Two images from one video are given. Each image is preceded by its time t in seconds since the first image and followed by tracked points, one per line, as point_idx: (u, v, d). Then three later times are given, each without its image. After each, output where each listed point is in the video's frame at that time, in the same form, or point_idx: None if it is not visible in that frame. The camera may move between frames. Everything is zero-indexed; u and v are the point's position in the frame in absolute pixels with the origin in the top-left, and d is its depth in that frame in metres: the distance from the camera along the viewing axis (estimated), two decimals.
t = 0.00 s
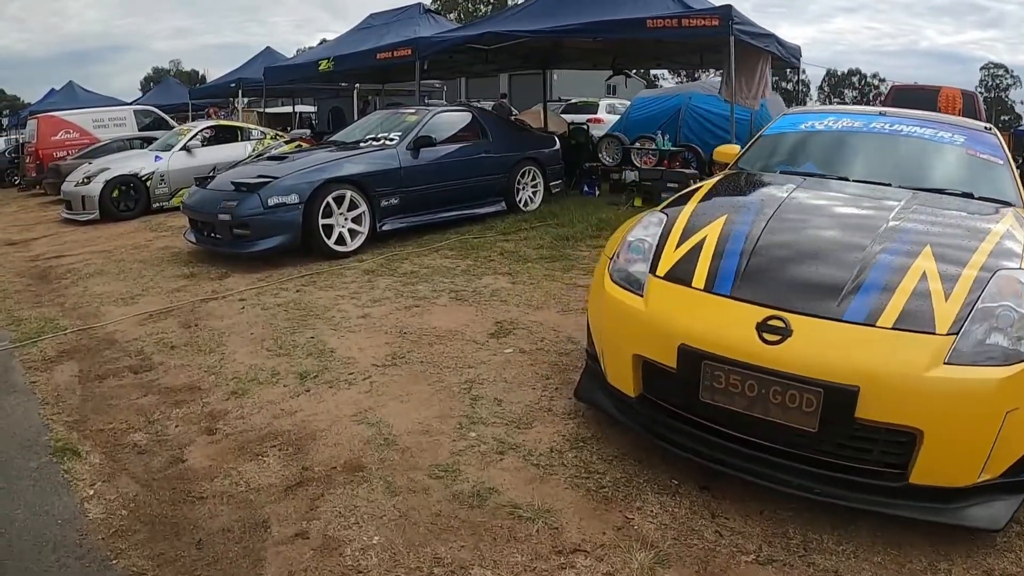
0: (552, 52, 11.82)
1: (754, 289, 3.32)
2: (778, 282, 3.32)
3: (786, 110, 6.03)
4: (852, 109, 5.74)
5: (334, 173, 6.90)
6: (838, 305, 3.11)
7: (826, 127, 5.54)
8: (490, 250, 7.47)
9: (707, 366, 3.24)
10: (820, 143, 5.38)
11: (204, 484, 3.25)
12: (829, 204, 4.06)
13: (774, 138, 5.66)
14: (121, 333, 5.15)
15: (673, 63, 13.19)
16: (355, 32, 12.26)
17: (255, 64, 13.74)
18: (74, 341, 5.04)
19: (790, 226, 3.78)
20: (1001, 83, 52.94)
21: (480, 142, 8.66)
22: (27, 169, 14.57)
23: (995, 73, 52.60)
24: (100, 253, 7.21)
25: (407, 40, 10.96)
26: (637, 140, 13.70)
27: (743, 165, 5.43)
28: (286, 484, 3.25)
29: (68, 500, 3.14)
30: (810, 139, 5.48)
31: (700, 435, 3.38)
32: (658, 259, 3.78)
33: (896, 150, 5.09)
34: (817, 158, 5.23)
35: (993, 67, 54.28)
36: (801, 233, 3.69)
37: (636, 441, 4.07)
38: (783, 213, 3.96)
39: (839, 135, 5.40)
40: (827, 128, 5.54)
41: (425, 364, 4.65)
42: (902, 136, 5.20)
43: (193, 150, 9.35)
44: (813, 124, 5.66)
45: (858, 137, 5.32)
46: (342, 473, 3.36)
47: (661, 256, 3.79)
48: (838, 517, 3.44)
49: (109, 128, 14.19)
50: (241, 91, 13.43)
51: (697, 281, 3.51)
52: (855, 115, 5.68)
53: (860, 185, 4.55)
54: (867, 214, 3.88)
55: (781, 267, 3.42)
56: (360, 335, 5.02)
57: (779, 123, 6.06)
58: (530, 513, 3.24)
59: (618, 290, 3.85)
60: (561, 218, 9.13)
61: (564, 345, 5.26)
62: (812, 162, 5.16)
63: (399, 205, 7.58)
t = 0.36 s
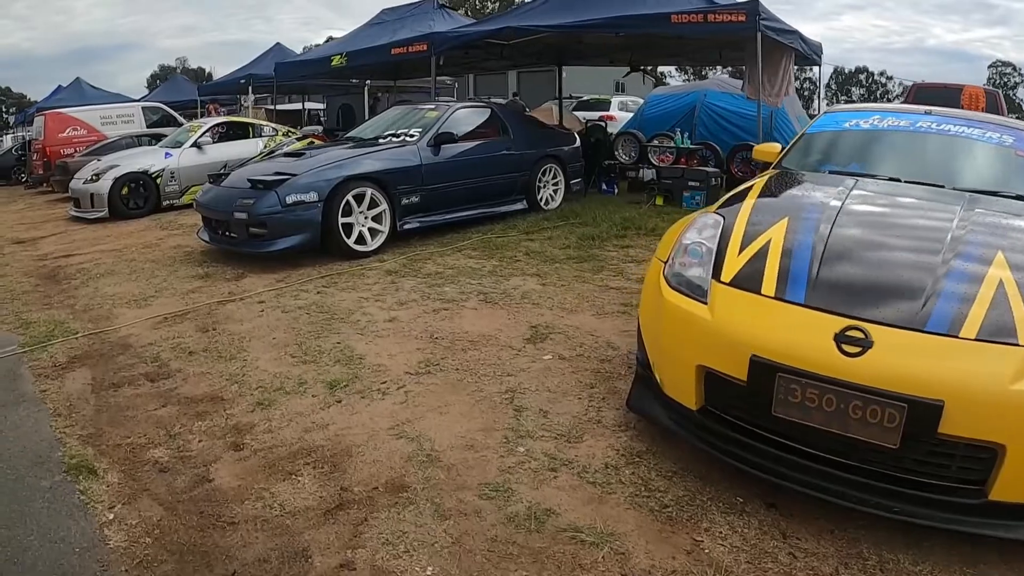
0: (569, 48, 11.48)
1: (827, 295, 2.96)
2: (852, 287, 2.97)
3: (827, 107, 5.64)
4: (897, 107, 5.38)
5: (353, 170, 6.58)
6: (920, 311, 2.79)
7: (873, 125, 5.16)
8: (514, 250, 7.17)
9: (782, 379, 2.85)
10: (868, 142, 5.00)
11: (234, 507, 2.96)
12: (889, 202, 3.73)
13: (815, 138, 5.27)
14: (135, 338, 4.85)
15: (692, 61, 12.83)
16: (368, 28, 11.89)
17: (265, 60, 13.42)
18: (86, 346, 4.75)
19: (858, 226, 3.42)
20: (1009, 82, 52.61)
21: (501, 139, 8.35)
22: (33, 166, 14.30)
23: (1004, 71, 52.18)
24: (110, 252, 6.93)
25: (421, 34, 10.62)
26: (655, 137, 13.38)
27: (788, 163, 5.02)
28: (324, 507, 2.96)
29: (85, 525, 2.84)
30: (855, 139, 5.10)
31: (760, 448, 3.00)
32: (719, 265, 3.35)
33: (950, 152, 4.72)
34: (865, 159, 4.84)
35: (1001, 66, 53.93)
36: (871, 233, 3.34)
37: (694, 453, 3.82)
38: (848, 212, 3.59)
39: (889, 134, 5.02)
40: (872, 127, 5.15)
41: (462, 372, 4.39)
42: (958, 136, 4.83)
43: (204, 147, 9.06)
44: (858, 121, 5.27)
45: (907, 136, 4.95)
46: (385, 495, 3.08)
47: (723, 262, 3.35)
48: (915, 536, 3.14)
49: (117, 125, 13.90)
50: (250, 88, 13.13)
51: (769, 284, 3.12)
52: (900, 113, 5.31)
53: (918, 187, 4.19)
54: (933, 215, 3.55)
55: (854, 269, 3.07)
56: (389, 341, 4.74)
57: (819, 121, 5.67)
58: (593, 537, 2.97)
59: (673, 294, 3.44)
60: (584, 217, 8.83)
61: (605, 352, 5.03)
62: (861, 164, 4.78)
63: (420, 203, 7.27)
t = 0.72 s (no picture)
0: (589, 46, 11.14)
1: (906, 311, 2.73)
2: (931, 303, 2.75)
3: (870, 110, 5.33)
4: (944, 111, 5.09)
5: (376, 169, 6.27)
6: (1004, 331, 2.59)
7: (922, 129, 4.86)
8: (541, 252, 6.92)
9: (861, 403, 2.57)
10: (918, 147, 4.69)
11: (271, 540, 2.70)
12: (949, 215, 3.51)
13: (860, 141, 4.95)
14: (151, 345, 4.57)
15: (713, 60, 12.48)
16: (384, 24, 11.54)
17: (277, 56, 13.13)
18: (100, 354, 4.46)
19: (927, 241, 3.18)
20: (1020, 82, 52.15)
21: (524, 138, 8.06)
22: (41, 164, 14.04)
23: (1014, 71, 51.77)
24: (123, 253, 6.67)
25: (439, 30, 10.28)
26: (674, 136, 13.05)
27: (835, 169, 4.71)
28: (370, 541, 2.70)
29: (108, 560, 2.57)
30: (903, 144, 4.79)
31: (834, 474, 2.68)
32: (789, 278, 3.06)
33: (1008, 160, 4.43)
34: (916, 165, 4.54)
35: (1011, 66, 53.42)
36: (940, 249, 3.11)
37: (755, 474, 3.54)
38: (915, 226, 3.34)
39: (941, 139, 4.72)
40: (921, 132, 4.84)
41: (501, 387, 4.15)
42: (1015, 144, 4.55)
43: (217, 145, 8.76)
44: (907, 125, 4.96)
45: (960, 142, 4.65)
46: (436, 526, 2.82)
47: (790, 275, 3.05)
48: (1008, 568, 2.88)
49: (127, 122, 13.63)
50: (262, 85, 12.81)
51: (845, 301, 2.83)
52: (948, 118, 5.02)
53: (977, 198, 3.94)
54: (999, 232, 3.33)
55: (929, 287, 2.84)
56: (422, 351, 4.49)
57: (860, 126, 5.36)
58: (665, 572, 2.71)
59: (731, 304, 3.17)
60: (608, 218, 8.56)
61: (648, 364, 4.81)
62: (911, 170, 4.48)
63: (443, 203, 6.97)
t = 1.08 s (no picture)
0: (613, 47, 10.84)
1: (993, 331, 2.46)
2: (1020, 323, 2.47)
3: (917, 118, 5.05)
4: (995, 120, 4.81)
5: (402, 170, 5.96)
6: None
7: (974, 138, 4.58)
8: (570, 258, 6.69)
9: (945, 429, 2.29)
10: (971, 157, 4.41)
11: None
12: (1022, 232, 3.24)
13: (908, 147, 4.65)
14: (169, 353, 4.28)
15: (735, 63, 12.11)
16: (403, 22, 11.23)
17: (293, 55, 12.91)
18: (115, 362, 4.17)
19: (1006, 259, 2.92)
20: None
21: (550, 140, 7.77)
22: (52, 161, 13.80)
23: None
24: (137, 253, 6.42)
25: (460, 29, 9.97)
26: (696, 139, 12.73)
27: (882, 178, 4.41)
28: None
29: None
30: (956, 152, 4.51)
31: (924, 505, 2.37)
32: (861, 294, 2.78)
33: None
34: (970, 176, 4.26)
35: None
36: (1019, 266, 2.86)
37: (822, 498, 3.27)
38: (989, 242, 3.08)
39: (995, 149, 4.45)
40: (974, 140, 4.57)
41: (545, 403, 3.92)
42: None
43: (232, 144, 8.48)
44: (956, 134, 4.68)
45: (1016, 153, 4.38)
46: (492, 561, 2.57)
47: (866, 290, 2.78)
48: None
49: (139, 120, 13.40)
50: (277, 85, 12.53)
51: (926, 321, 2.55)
52: (1000, 127, 4.75)
53: None
54: None
55: (1021, 304, 2.58)
56: (458, 364, 4.25)
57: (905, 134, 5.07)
58: None
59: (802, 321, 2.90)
60: (634, 223, 8.30)
61: (695, 378, 4.66)
62: (967, 181, 4.19)
63: (469, 206, 6.67)
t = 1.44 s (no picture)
0: (629, 50, 10.56)
1: None
2: None
3: (958, 125, 4.81)
4: None
5: (423, 173, 5.66)
6: None
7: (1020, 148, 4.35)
8: (595, 266, 6.46)
9: None
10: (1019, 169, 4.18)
11: None
12: None
13: (953, 156, 4.40)
14: (182, 364, 4.00)
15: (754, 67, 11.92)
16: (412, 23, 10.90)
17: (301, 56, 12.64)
18: (124, 374, 3.89)
19: None
20: None
21: (569, 144, 7.51)
22: (55, 161, 13.52)
23: None
24: (144, 257, 6.15)
25: (473, 30, 9.68)
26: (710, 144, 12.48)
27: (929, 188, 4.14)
28: None
29: None
30: (1003, 163, 4.27)
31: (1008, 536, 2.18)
32: (935, 308, 2.54)
33: None
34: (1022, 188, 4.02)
35: None
36: None
37: (898, 531, 3.01)
38: None
39: None
40: (1020, 150, 4.34)
41: (588, 423, 3.73)
42: None
43: (240, 145, 8.22)
44: (1002, 143, 4.44)
45: None
46: None
47: (938, 305, 2.55)
48: None
49: (145, 121, 13.14)
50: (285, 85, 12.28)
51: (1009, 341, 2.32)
52: None
53: None
54: None
55: None
56: (493, 380, 4.04)
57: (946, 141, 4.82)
58: None
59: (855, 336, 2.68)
60: (655, 229, 8.06)
61: (741, 396, 4.46)
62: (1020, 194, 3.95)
63: (489, 212, 6.40)
